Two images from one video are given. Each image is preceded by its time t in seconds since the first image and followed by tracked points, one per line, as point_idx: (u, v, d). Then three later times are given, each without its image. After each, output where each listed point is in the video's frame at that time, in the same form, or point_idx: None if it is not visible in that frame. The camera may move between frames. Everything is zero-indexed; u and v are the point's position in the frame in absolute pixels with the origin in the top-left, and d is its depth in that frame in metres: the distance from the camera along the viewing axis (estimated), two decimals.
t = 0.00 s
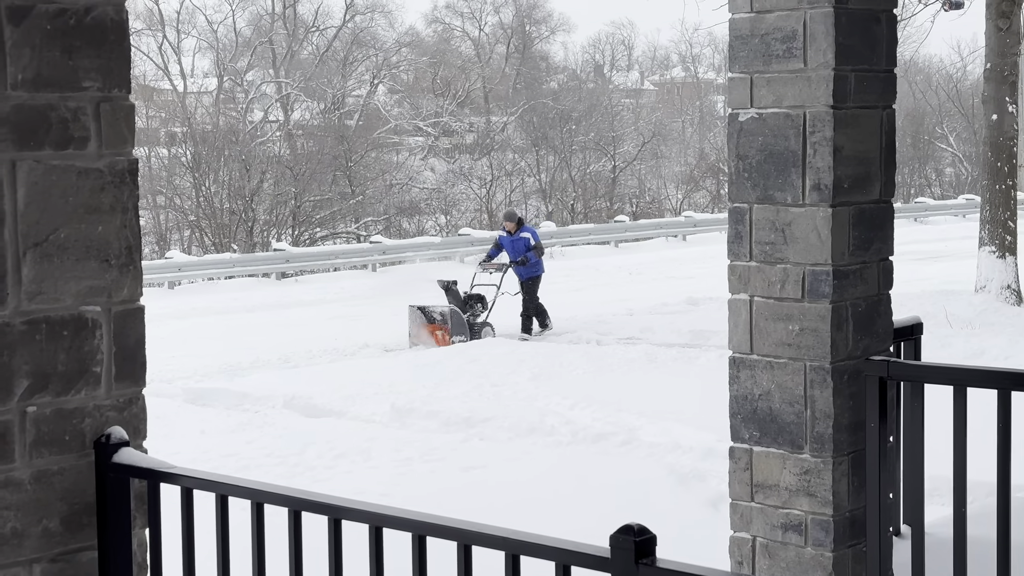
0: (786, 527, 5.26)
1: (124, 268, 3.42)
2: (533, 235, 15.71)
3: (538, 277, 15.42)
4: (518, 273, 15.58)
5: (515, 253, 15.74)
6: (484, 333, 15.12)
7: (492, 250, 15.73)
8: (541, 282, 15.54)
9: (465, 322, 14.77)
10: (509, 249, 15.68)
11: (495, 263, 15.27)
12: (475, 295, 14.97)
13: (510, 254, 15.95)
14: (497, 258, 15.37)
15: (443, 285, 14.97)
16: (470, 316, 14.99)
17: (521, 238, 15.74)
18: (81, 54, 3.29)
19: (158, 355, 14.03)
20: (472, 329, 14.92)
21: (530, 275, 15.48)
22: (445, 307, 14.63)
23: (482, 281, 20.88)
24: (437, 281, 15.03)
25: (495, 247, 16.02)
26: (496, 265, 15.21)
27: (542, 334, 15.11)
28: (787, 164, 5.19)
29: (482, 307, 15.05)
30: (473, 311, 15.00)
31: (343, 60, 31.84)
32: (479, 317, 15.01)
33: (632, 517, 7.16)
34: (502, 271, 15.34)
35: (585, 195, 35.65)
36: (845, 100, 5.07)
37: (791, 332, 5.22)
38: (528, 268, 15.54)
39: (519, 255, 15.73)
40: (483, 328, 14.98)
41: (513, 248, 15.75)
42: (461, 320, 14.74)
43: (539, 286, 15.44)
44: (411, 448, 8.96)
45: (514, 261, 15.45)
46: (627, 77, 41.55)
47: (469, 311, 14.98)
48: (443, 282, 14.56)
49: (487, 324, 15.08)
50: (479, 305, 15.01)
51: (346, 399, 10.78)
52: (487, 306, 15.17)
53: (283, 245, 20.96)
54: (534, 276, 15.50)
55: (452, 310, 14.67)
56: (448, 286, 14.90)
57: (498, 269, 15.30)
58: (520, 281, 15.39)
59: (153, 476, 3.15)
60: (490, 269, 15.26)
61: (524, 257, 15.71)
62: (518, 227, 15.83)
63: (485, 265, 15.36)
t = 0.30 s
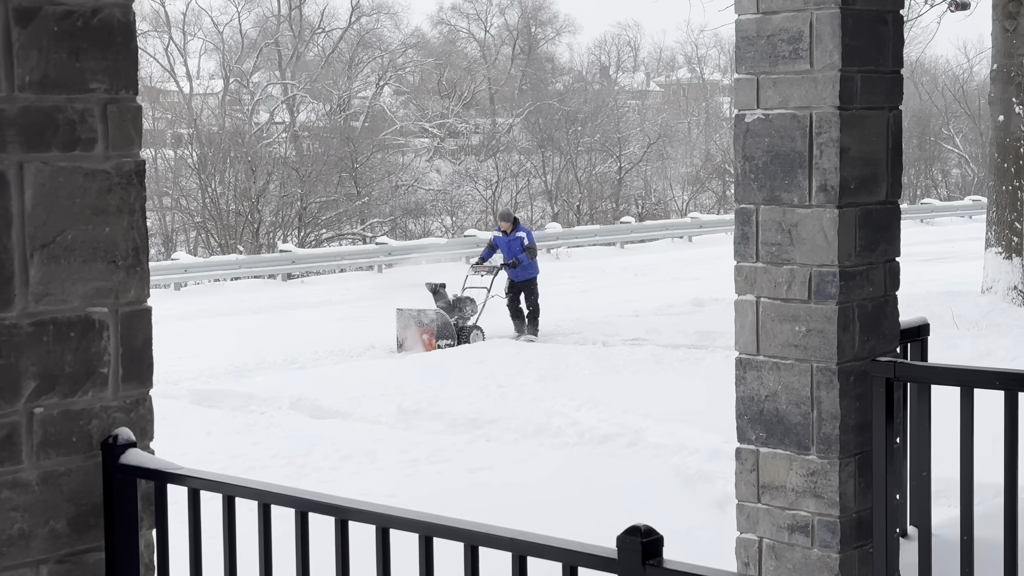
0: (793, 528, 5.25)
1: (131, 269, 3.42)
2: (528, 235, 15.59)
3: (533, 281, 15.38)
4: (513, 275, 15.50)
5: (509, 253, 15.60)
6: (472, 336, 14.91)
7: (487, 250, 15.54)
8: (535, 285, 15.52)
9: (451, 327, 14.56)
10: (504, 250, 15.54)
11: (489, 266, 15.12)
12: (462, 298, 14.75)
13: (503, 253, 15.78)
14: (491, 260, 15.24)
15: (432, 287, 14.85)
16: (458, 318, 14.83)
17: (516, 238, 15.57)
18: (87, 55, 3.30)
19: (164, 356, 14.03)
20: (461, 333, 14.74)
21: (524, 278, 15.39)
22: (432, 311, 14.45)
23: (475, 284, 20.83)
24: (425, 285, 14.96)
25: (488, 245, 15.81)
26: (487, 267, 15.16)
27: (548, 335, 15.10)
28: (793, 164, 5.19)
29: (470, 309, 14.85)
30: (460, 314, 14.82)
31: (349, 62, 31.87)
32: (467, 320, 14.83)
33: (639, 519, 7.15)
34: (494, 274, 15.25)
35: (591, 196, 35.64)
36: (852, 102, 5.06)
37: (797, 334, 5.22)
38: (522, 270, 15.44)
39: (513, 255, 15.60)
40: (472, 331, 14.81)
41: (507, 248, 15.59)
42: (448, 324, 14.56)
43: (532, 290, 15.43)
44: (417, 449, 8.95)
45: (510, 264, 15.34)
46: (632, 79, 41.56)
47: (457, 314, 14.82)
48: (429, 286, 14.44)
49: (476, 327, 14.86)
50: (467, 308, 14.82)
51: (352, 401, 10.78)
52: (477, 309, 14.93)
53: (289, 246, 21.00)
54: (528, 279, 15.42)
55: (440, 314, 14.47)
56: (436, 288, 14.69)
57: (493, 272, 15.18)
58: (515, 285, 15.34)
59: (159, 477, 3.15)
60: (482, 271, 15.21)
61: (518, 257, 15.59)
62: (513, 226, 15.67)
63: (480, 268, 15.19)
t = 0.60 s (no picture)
0: (801, 530, 5.24)
1: (140, 271, 3.44)
2: (519, 237, 15.42)
3: (523, 284, 15.24)
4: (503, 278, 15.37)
5: (500, 257, 15.51)
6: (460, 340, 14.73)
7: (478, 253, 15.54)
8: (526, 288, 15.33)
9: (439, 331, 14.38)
10: (495, 253, 15.50)
11: (477, 269, 15.12)
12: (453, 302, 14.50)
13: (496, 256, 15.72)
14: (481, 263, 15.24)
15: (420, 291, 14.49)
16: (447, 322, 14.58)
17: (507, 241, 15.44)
18: (96, 57, 3.32)
19: (173, 358, 14.05)
20: (449, 338, 14.51)
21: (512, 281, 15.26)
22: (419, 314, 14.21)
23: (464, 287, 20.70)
24: (415, 287, 14.78)
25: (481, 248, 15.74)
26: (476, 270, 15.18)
27: (555, 337, 15.10)
28: (801, 165, 5.18)
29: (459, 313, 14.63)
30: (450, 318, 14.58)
31: (356, 63, 31.91)
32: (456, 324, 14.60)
33: (647, 520, 7.14)
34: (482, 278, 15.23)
35: (599, 197, 35.53)
36: (859, 102, 5.06)
37: (805, 335, 5.21)
38: (510, 274, 15.31)
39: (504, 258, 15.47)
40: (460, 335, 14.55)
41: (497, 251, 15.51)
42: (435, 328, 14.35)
43: (523, 293, 15.33)
44: (425, 450, 8.95)
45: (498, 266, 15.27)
46: (639, 80, 41.58)
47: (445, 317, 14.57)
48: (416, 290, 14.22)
49: (465, 332, 14.59)
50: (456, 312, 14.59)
51: (360, 402, 10.79)
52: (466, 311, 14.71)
53: (297, 248, 21.02)
54: (517, 283, 15.30)
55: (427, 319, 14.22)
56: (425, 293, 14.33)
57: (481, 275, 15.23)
58: (504, 288, 15.26)
59: (167, 478, 3.17)
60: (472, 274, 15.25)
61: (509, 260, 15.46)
62: (506, 228, 15.52)
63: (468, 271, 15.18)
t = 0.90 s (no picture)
0: (810, 532, 5.22)
1: (149, 274, 3.48)
2: (511, 238, 15.39)
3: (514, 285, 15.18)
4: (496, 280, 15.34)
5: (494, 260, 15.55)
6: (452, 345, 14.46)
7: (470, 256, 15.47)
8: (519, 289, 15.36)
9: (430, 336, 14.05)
10: (488, 255, 15.55)
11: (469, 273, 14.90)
12: (443, 306, 14.27)
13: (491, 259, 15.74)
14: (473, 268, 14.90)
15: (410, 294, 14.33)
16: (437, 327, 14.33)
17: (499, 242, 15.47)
18: (105, 61, 3.36)
19: (181, 361, 14.06)
20: (439, 343, 14.23)
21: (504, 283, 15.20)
22: (407, 320, 13.97)
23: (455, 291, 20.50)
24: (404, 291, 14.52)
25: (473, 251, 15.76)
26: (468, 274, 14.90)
27: (563, 339, 15.10)
28: (810, 167, 5.17)
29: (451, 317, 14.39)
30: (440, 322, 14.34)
31: (364, 66, 31.94)
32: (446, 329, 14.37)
33: (657, 522, 7.13)
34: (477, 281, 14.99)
35: (607, 200, 35.48)
36: (868, 104, 5.05)
37: (814, 337, 5.20)
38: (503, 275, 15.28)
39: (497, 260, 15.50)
40: (450, 341, 14.31)
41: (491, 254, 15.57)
42: (424, 334, 14.06)
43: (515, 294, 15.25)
44: (434, 453, 8.96)
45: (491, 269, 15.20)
46: (647, 82, 41.61)
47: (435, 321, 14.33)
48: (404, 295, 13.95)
49: (455, 337, 14.37)
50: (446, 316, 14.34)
51: (369, 405, 10.79)
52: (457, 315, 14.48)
53: (306, 250, 21.04)
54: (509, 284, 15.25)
55: (416, 325, 13.96)
56: (416, 296, 14.11)
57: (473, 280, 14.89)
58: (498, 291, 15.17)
59: (177, 481, 3.18)
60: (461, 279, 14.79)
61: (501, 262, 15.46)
62: (499, 230, 15.58)
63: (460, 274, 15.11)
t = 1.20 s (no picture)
0: (819, 537, 5.21)
1: (157, 279, 3.50)
2: (505, 250, 15.36)
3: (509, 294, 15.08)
4: (489, 288, 15.24)
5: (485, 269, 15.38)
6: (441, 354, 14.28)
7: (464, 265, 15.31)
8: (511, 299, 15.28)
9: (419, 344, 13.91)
10: (480, 265, 15.37)
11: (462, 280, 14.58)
12: (433, 313, 14.16)
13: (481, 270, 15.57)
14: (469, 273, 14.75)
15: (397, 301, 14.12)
16: (427, 335, 14.18)
17: (492, 253, 15.35)
18: (113, 68, 3.37)
19: (188, 366, 14.06)
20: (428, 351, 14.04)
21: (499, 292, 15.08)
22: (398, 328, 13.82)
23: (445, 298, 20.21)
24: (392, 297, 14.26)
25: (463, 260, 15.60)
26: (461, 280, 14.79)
27: (571, 344, 15.09)
28: (818, 172, 5.17)
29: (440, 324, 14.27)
30: (429, 330, 14.20)
31: (371, 71, 31.99)
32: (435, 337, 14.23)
33: (664, 528, 7.13)
34: (466, 288, 14.72)
35: (614, 204, 35.49)
36: (876, 107, 5.04)
37: (822, 341, 5.19)
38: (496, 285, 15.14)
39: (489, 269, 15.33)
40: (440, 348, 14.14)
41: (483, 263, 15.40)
42: (413, 341, 13.94)
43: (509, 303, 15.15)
44: (442, 458, 8.96)
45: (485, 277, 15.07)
46: (654, 87, 41.64)
47: (424, 328, 14.20)
48: (394, 301, 13.86)
49: (445, 345, 14.20)
50: (435, 324, 14.24)
51: (376, 410, 10.80)
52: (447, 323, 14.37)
53: (313, 255, 21.05)
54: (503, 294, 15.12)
55: (405, 331, 13.87)
56: (405, 302, 13.99)
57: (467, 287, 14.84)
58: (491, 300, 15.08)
59: (185, 486, 3.20)
60: (453, 285, 14.69)
61: (493, 272, 15.34)
62: (491, 241, 15.48)
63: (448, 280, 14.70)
